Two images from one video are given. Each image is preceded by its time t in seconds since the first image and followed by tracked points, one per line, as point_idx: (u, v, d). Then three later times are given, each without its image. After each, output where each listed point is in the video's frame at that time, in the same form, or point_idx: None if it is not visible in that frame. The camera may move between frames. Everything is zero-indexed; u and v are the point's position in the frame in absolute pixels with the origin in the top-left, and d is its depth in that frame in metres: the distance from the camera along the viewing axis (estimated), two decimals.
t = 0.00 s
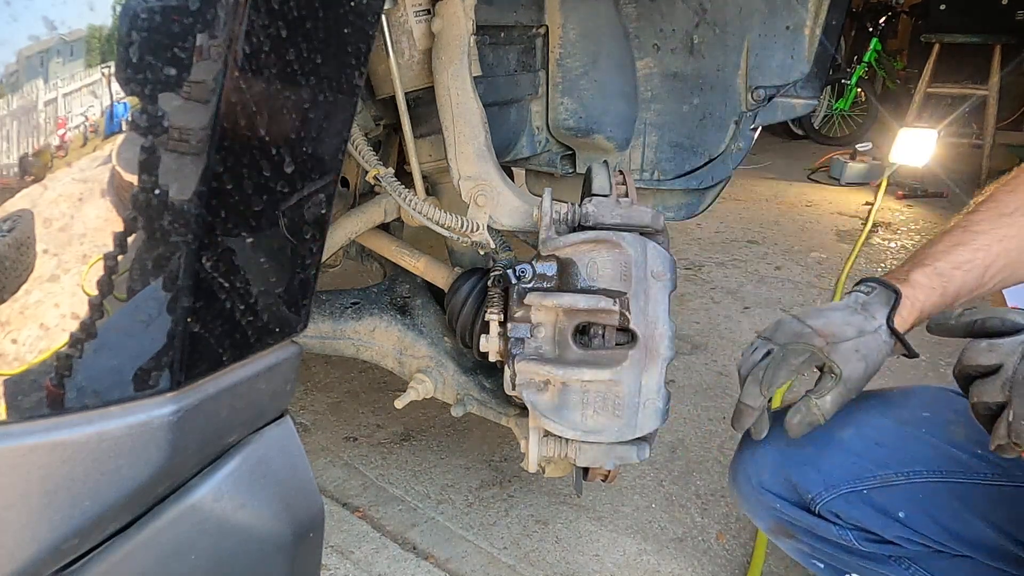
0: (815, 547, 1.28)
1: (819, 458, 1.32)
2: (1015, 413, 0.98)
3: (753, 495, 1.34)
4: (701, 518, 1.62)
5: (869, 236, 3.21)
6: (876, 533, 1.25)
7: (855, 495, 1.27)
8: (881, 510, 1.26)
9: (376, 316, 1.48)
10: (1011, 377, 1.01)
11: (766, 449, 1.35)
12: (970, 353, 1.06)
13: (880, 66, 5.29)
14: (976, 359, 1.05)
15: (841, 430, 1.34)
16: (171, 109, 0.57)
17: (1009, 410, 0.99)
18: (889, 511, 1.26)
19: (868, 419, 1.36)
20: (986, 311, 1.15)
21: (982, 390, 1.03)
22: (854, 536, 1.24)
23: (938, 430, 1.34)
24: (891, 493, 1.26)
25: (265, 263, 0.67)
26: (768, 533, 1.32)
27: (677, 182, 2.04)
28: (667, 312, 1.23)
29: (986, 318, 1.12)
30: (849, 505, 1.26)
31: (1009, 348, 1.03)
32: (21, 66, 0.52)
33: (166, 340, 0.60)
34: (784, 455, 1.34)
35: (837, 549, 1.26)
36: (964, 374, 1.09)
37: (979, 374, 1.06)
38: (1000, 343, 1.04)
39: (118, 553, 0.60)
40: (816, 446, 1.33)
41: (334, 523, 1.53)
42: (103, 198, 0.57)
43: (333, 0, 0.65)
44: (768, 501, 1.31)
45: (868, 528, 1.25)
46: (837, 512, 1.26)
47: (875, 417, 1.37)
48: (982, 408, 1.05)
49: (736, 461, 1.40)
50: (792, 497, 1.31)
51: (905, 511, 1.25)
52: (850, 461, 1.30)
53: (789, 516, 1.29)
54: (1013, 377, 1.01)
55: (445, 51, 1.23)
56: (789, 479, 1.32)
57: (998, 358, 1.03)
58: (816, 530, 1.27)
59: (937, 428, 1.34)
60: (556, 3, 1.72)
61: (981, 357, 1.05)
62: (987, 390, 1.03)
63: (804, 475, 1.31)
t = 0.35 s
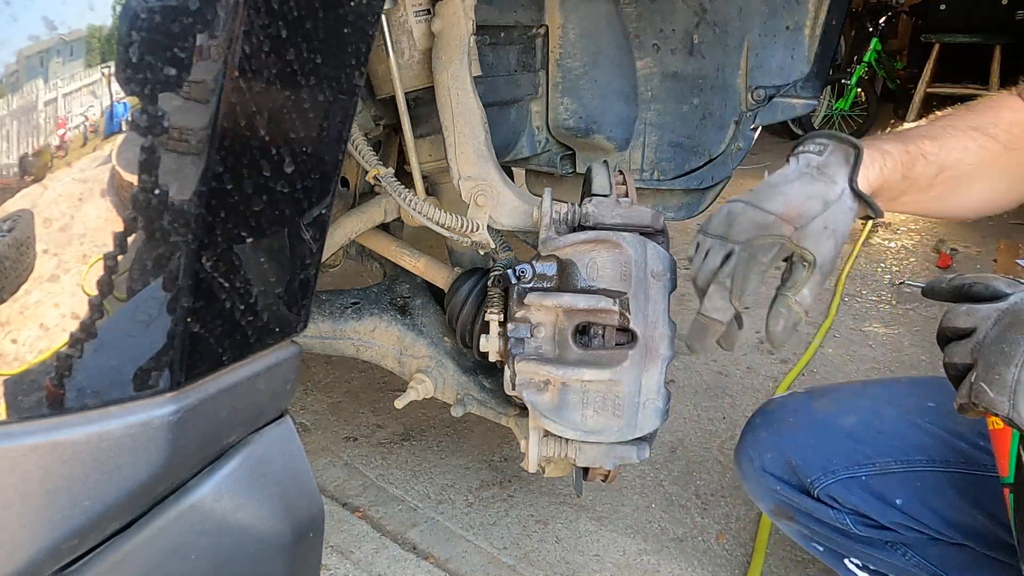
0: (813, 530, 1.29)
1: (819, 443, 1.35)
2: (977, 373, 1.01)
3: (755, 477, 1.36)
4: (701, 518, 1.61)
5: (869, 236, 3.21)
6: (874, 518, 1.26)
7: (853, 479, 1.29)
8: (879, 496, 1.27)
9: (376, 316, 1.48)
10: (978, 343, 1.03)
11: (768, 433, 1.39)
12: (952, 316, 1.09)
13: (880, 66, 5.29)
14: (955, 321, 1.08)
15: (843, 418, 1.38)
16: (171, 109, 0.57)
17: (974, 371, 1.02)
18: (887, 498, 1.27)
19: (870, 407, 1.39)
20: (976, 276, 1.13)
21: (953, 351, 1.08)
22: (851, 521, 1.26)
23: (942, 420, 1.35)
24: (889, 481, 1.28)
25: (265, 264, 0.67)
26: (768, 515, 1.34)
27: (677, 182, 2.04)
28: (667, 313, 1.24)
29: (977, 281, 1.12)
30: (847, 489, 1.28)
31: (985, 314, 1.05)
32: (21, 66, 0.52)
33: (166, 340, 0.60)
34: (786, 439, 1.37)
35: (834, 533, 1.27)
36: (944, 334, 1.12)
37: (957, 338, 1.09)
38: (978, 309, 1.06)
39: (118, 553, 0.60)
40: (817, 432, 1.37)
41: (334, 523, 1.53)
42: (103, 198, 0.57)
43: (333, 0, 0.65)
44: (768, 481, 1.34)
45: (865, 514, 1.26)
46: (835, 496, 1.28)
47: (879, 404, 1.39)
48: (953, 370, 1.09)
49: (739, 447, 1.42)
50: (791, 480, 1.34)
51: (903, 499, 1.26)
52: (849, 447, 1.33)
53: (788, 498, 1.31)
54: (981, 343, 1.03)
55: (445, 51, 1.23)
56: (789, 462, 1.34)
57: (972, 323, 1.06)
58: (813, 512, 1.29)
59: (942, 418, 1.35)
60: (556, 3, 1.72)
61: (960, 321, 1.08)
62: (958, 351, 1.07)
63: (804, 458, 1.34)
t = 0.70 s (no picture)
0: (813, 527, 1.29)
1: (823, 440, 1.36)
2: (920, 409, 1.00)
3: (756, 474, 1.36)
4: (701, 518, 1.61)
5: (869, 236, 3.21)
6: (877, 519, 1.27)
7: (856, 479, 1.30)
8: (882, 497, 1.29)
9: (376, 316, 1.48)
10: (921, 377, 1.02)
11: (772, 429, 1.40)
12: (892, 348, 1.07)
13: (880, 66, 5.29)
14: (895, 354, 1.07)
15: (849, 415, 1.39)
16: (171, 109, 0.57)
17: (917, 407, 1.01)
18: (890, 498, 1.28)
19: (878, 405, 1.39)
20: (915, 306, 1.12)
21: (894, 385, 1.05)
22: (854, 521, 1.26)
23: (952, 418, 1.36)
24: (891, 481, 1.29)
25: (265, 264, 0.67)
26: (768, 511, 1.33)
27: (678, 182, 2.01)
28: (668, 313, 1.24)
29: (914, 311, 1.12)
30: (849, 489, 1.29)
31: (925, 346, 1.04)
32: (21, 66, 0.52)
33: (166, 339, 0.60)
34: (789, 438, 1.38)
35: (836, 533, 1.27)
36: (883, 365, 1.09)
37: (898, 369, 1.07)
38: (917, 342, 1.05)
39: (118, 553, 0.60)
40: (822, 430, 1.38)
41: (334, 523, 1.53)
42: (103, 198, 0.57)
43: (333, 1, 0.65)
44: (769, 479, 1.34)
45: (867, 514, 1.27)
46: (837, 495, 1.29)
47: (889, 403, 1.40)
48: (893, 403, 1.07)
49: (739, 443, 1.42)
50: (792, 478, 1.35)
51: (906, 500, 1.28)
52: (854, 445, 1.35)
53: (789, 496, 1.31)
54: (924, 376, 1.02)
55: (445, 51, 1.24)
56: (792, 459, 1.36)
57: (913, 356, 1.05)
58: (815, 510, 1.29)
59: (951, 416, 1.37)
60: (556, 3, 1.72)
61: (900, 352, 1.06)
62: (900, 384, 1.05)
63: (806, 457, 1.36)
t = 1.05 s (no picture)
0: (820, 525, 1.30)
1: (829, 439, 1.30)
2: (932, 405, 0.82)
3: (762, 471, 1.36)
4: (701, 518, 1.61)
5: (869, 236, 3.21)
6: (885, 518, 1.24)
7: (864, 478, 1.25)
8: (892, 495, 1.24)
9: (376, 316, 1.48)
10: (935, 370, 0.83)
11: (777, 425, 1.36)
12: (900, 336, 0.87)
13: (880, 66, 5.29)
14: (903, 344, 0.86)
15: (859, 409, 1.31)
16: (171, 109, 0.57)
17: (929, 403, 0.83)
18: (901, 498, 1.23)
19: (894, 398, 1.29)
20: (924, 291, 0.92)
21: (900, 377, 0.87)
22: (861, 520, 1.25)
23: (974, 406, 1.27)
24: (903, 480, 1.23)
25: (265, 264, 0.67)
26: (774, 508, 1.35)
27: (677, 181, 2.03)
28: (667, 313, 1.23)
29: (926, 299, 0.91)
30: (857, 488, 1.25)
31: (937, 336, 0.84)
32: (21, 66, 0.52)
33: (166, 339, 0.60)
34: (795, 436, 1.34)
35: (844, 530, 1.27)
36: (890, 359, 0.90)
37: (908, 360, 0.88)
38: (928, 330, 0.85)
39: (118, 553, 0.60)
40: (830, 427, 1.31)
41: (334, 523, 1.53)
42: (103, 198, 0.57)
43: (333, 1, 0.65)
44: (775, 477, 1.33)
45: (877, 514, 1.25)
46: (845, 494, 1.26)
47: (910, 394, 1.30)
48: (903, 397, 0.88)
49: (747, 439, 1.42)
50: (799, 475, 1.33)
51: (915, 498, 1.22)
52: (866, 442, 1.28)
53: (794, 493, 1.31)
54: (937, 371, 0.83)
55: (445, 51, 1.23)
56: (798, 456, 1.33)
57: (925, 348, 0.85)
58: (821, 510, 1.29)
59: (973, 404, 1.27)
60: (556, 3, 1.72)
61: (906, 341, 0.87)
62: (910, 376, 0.85)
63: (812, 454, 1.31)
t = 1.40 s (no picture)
0: (829, 523, 1.30)
1: (840, 436, 1.32)
2: (867, 377, 0.81)
3: (770, 468, 1.36)
4: (701, 518, 1.61)
5: (869, 236, 3.21)
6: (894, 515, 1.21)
7: (876, 475, 1.24)
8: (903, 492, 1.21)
9: (376, 316, 1.48)
10: (864, 342, 0.82)
11: (787, 422, 1.37)
12: (826, 310, 0.86)
13: (880, 66, 5.29)
14: (830, 317, 0.85)
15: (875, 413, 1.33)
16: (171, 109, 0.57)
17: (863, 375, 0.82)
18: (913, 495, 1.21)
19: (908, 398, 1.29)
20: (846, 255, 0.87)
21: (835, 350, 0.86)
22: (870, 518, 1.23)
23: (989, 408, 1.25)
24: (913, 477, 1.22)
25: (265, 264, 0.67)
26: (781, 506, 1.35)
27: (677, 182, 2.03)
28: (667, 313, 1.23)
29: (843, 263, 0.86)
30: (867, 485, 1.24)
31: (864, 308, 0.83)
32: (21, 66, 0.52)
33: (166, 339, 0.60)
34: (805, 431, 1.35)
35: (853, 528, 1.25)
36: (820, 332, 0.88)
37: (836, 332, 0.87)
38: (855, 303, 0.84)
39: (118, 553, 0.60)
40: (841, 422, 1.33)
41: (334, 523, 1.53)
42: (103, 198, 0.57)
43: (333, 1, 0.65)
44: (784, 473, 1.34)
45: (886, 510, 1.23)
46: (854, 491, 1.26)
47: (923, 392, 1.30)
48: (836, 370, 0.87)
49: (754, 434, 1.41)
50: (808, 471, 1.34)
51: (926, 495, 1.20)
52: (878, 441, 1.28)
53: (803, 489, 1.31)
54: (868, 342, 0.82)
55: (445, 51, 1.23)
56: (807, 453, 1.34)
57: (852, 320, 0.84)
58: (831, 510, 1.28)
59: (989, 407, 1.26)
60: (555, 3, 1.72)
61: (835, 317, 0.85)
62: (840, 351, 0.85)
63: (822, 450, 1.33)
